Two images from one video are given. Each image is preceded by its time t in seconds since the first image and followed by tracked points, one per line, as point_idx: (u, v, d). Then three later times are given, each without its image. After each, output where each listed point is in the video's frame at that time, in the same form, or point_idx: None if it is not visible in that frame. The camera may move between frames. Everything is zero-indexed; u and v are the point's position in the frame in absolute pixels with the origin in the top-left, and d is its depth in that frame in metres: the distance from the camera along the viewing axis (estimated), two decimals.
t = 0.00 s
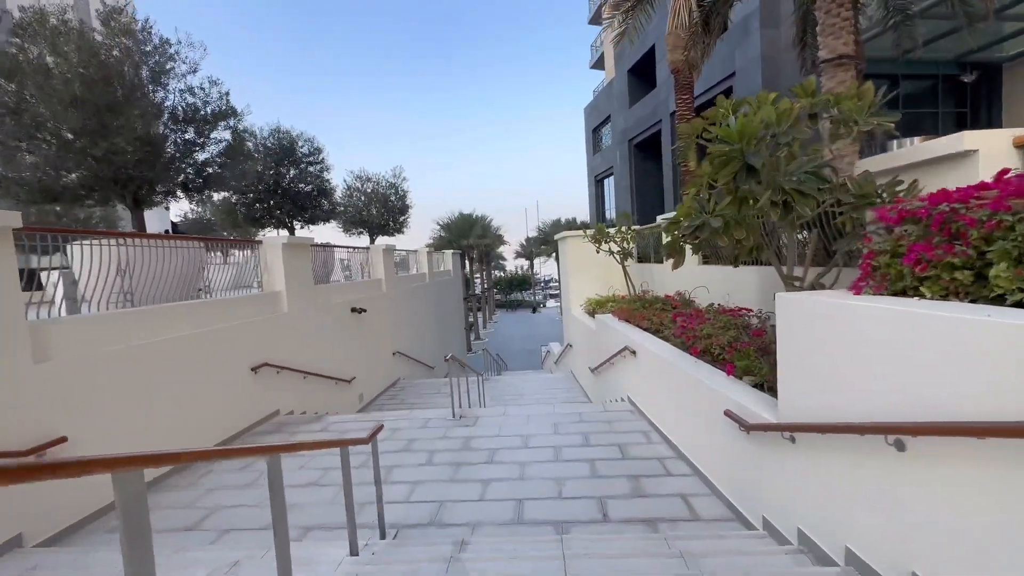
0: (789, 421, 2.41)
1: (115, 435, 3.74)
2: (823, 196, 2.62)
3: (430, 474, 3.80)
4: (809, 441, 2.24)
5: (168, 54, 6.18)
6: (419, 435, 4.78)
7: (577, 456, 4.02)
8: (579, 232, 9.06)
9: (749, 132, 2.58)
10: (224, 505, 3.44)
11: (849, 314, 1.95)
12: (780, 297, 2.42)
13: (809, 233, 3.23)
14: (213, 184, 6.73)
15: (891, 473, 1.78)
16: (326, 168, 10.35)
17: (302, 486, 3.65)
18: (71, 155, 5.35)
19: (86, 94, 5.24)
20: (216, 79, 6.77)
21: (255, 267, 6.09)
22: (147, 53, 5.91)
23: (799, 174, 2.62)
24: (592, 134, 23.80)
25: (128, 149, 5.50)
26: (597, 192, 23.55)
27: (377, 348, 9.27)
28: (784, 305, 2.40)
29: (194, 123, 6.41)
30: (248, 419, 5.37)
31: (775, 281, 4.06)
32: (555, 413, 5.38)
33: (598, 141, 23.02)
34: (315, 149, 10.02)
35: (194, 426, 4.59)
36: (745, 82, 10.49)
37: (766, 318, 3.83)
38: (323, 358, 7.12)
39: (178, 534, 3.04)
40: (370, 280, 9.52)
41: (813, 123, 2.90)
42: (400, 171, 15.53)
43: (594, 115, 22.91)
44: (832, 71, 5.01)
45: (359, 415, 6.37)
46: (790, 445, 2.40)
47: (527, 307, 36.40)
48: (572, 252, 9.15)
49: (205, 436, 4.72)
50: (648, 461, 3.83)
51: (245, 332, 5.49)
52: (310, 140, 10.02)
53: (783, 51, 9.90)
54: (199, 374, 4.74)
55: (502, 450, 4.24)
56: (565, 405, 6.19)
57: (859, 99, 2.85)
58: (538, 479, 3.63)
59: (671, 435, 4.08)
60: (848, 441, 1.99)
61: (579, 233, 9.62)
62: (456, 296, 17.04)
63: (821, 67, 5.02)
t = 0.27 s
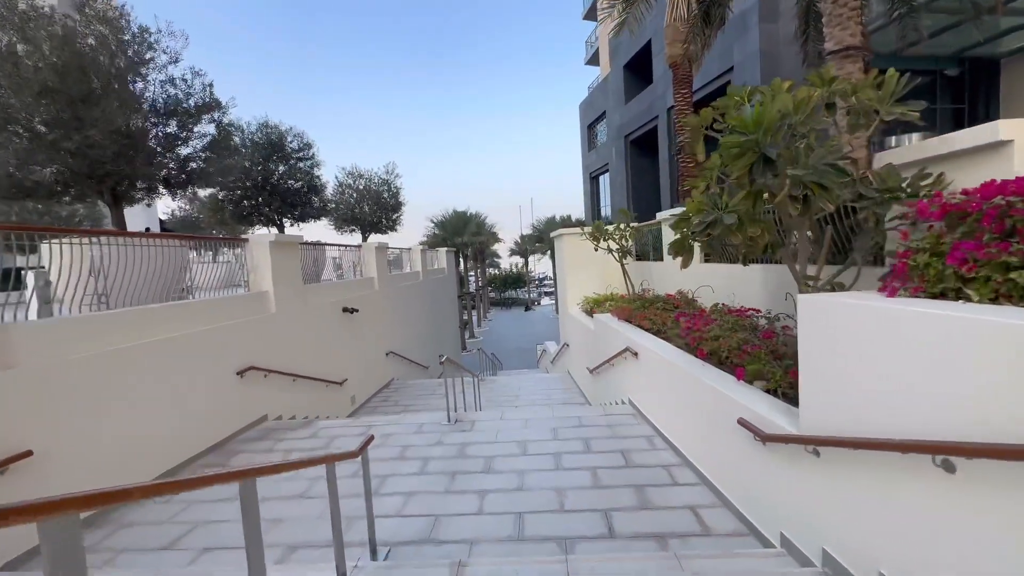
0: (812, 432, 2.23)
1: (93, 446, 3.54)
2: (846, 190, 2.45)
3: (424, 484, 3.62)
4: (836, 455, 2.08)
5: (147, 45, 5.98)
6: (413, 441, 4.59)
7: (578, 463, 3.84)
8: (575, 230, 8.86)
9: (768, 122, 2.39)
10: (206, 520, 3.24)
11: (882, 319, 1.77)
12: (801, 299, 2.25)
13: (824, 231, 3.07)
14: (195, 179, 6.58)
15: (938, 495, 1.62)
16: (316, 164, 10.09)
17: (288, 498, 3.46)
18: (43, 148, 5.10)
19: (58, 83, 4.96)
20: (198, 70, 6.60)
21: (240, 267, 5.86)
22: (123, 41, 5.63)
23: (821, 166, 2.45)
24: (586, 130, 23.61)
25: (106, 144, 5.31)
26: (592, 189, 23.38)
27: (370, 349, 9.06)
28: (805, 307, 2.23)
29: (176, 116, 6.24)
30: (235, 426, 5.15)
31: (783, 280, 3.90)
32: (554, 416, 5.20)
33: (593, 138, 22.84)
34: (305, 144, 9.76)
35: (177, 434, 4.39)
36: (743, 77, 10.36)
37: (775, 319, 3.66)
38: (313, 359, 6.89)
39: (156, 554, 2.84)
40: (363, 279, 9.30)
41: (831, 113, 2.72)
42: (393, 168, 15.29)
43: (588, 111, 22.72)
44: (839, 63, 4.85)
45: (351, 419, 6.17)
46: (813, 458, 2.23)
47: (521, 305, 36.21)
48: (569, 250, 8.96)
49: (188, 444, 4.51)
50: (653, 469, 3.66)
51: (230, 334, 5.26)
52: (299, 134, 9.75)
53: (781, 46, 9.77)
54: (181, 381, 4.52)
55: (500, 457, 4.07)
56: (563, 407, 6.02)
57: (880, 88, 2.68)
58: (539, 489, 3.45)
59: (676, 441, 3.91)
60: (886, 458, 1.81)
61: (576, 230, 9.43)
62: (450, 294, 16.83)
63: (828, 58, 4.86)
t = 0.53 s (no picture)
0: (842, 443, 2.05)
1: (76, 454, 3.31)
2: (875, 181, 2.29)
3: (421, 494, 3.43)
4: (873, 469, 1.91)
5: (131, 32, 5.74)
6: (409, 445, 4.41)
7: (581, 470, 3.66)
8: (574, 227, 8.70)
9: (793, 106, 2.22)
10: (189, 534, 3.05)
11: (934, 318, 1.59)
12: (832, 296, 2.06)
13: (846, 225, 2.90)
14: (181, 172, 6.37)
15: (1003, 518, 1.45)
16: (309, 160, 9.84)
17: (277, 509, 3.26)
18: (21, 138, 4.89)
19: (36, 70, 4.73)
20: (183, 59, 6.39)
21: (228, 265, 5.62)
22: (107, 27, 5.39)
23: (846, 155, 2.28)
24: (583, 128, 23.46)
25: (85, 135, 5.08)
26: (588, 187, 23.25)
27: (364, 348, 8.86)
28: (833, 307, 2.05)
29: (162, 106, 6.01)
30: (223, 430, 4.94)
31: (795, 278, 3.74)
32: (555, 419, 5.02)
33: (590, 136, 22.71)
34: (296, 138, 9.52)
35: (165, 440, 4.15)
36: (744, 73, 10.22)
37: (788, 318, 3.51)
38: (306, 360, 6.70)
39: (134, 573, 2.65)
40: (357, 278, 9.09)
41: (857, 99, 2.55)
42: (387, 165, 15.06)
43: (585, 109, 22.57)
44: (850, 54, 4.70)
45: (344, 422, 5.98)
46: (844, 471, 2.05)
47: (517, 304, 36.14)
48: (567, 248, 8.79)
49: (176, 450, 4.27)
50: (661, 476, 3.49)
51: (219, 334, 5.04)
52: (290, 129, 9.52)
53: (782, 41, 9.63)
54: (168, 383, 4.28)
55: (500, 463, 3.89)
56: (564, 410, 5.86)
57: (909, 72, 2.51)
58: (544, 497, 3.28)
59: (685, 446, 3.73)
60: (937, 474, 1.63)
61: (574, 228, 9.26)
62: (445, 293, 16.62)
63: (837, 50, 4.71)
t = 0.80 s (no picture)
0: (884, 464, 1.86)
1: (44, 467, 3.07)
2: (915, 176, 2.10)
3: (416, 509, 3.22)
4: (921, 495, 1.71)
5: (112, 20, 5.48)
6: (403, 455, 4.20)
7: (586, 482, 3.45)
8: (573, 227, 8.51)
9: (825, 95, 2.03)
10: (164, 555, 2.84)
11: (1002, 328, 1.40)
12: (872, 302, 1.87)
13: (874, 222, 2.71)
14: (165, 166, 6.13)
15: None
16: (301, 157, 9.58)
17: (260, 527, 3.04)
18: None
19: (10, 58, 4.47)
20: (169, 50, 6.15)
21: (215, 265, 5.37)
22: (87, 15, 5.12)
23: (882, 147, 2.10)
24: (580, 128, 23.30)
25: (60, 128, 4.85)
26: (586, 188, 23.09)
27: (357, 351, 8.62)
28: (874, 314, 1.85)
29: (145, 99, 5.77)
30: (207, 439, 4.70)
31: (810, 280, 3.56)
32: (555, 426, 4.82)
33: (587, 136, 22.55)
34: (287, 134, 9.27)
35: (144, 450, 3.91)
36: (744, 72, 10.07)
37: (805, 323, 3.32)
38: (296, 364, 6.46)
39: None
40: (350, 278, 8.84)
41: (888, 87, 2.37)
42: (382, 162, 14.79)
43: (582, 109, 22.41)
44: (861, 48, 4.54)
45: (336, 428, 5.75)
46: (886, 494, 1.86)
47: (513, 305, 35.91)
48: (566, 248, 8.59)
49: (156, 461, 4.03)
50: (671, 489, 3.29)
51: (205, 337, 4.79)
52: (281, 124, 9.26)
53: (783, 40, 9.50)
54: (150, 390, 4.04)
55: (499, 474, 3.69)
56: (565, 416, 5.67)
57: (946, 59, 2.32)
58: (547, 513, 3.07)
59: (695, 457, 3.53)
60: (1001, 504, 1.44)
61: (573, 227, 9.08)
62: (441, 293, 16.37)
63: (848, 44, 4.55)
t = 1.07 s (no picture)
0: (928, 489, 1.67)
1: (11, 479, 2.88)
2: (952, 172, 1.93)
3: (410, 526, 3.02)
4: (972, 526, 1.53)
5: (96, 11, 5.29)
6: (396, 465, 4.01)
7: (591, 496, 3.26)
8: (573, 228, 8.34)
9: (857, 83, 1.86)
10: None
11: None
12: (912, 309, 1.70)
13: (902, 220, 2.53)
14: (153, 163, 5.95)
15: None
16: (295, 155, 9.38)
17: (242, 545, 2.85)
18: None
19: None
20: (156, 41, 6.00)
21: (204, 265, 5.17)
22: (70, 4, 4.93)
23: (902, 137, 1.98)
24: (579, 129, 23.16)
25: (39, 121, 4.63)
26: (584, 189, 22.94)
27: (352, 354, 8.42)
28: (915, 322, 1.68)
29: (131, 93, 5.59)
30: (193, 447, 4.49)
31: (826, 283, 3.39)
32: (556, 434, 4.64)
33: (586, 137, 22.41)
34: (281, 132, 9.09)
35: (124, 460, 3.72)
36: (746, 72, 9.94)
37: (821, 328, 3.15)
38: (288, 367, 6.26)
39: None
40: (345, 279, 8.64)
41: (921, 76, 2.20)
42: (378, 161, 14.58)
43: (581, 109, 22.28)
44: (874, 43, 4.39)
45: (328, 435, 5.55)
46: (928, 522, 1.68)
47: (510, 306, 35.73)
48: (567, 249, 8.42)
49: (137, 471, 3.83)
50: (680, 504, 3.12)
51: (191, 340, 4.60)
52: (275, 122, 9.08)
53: (786, 39, 9.37)
54: (131, 397, 3.85)
55: (498, 486, 3.51)
56: (565, 422, 5.49)
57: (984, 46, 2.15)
58: (549, 530, 2.89)
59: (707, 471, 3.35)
60: None
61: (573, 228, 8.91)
62: (438, 295, 16.17)
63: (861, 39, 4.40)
